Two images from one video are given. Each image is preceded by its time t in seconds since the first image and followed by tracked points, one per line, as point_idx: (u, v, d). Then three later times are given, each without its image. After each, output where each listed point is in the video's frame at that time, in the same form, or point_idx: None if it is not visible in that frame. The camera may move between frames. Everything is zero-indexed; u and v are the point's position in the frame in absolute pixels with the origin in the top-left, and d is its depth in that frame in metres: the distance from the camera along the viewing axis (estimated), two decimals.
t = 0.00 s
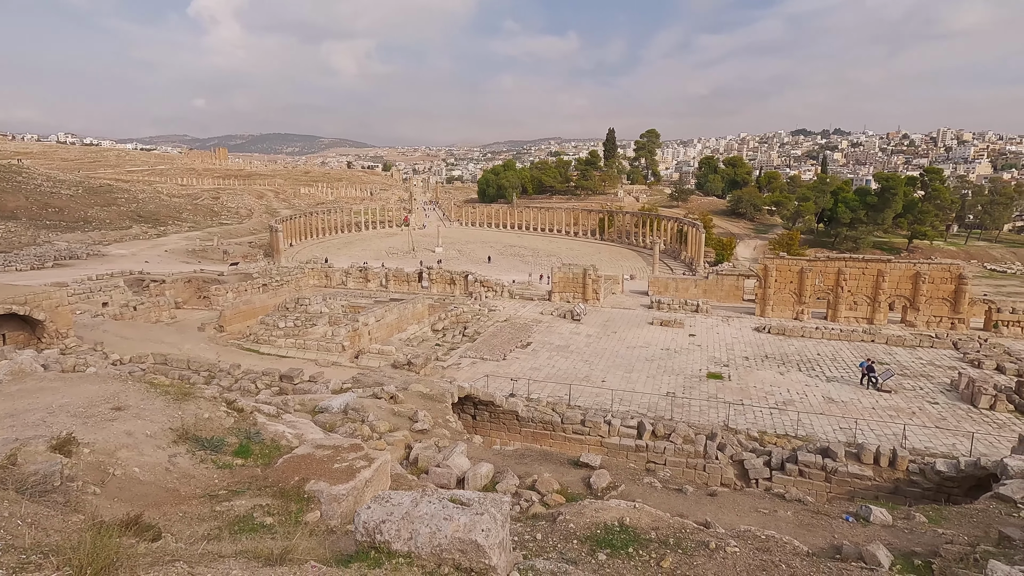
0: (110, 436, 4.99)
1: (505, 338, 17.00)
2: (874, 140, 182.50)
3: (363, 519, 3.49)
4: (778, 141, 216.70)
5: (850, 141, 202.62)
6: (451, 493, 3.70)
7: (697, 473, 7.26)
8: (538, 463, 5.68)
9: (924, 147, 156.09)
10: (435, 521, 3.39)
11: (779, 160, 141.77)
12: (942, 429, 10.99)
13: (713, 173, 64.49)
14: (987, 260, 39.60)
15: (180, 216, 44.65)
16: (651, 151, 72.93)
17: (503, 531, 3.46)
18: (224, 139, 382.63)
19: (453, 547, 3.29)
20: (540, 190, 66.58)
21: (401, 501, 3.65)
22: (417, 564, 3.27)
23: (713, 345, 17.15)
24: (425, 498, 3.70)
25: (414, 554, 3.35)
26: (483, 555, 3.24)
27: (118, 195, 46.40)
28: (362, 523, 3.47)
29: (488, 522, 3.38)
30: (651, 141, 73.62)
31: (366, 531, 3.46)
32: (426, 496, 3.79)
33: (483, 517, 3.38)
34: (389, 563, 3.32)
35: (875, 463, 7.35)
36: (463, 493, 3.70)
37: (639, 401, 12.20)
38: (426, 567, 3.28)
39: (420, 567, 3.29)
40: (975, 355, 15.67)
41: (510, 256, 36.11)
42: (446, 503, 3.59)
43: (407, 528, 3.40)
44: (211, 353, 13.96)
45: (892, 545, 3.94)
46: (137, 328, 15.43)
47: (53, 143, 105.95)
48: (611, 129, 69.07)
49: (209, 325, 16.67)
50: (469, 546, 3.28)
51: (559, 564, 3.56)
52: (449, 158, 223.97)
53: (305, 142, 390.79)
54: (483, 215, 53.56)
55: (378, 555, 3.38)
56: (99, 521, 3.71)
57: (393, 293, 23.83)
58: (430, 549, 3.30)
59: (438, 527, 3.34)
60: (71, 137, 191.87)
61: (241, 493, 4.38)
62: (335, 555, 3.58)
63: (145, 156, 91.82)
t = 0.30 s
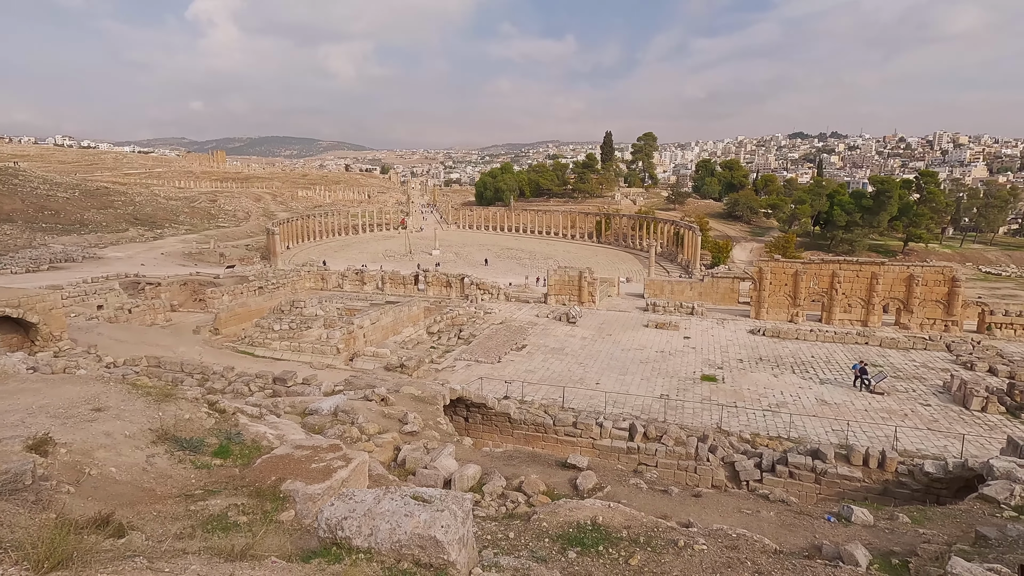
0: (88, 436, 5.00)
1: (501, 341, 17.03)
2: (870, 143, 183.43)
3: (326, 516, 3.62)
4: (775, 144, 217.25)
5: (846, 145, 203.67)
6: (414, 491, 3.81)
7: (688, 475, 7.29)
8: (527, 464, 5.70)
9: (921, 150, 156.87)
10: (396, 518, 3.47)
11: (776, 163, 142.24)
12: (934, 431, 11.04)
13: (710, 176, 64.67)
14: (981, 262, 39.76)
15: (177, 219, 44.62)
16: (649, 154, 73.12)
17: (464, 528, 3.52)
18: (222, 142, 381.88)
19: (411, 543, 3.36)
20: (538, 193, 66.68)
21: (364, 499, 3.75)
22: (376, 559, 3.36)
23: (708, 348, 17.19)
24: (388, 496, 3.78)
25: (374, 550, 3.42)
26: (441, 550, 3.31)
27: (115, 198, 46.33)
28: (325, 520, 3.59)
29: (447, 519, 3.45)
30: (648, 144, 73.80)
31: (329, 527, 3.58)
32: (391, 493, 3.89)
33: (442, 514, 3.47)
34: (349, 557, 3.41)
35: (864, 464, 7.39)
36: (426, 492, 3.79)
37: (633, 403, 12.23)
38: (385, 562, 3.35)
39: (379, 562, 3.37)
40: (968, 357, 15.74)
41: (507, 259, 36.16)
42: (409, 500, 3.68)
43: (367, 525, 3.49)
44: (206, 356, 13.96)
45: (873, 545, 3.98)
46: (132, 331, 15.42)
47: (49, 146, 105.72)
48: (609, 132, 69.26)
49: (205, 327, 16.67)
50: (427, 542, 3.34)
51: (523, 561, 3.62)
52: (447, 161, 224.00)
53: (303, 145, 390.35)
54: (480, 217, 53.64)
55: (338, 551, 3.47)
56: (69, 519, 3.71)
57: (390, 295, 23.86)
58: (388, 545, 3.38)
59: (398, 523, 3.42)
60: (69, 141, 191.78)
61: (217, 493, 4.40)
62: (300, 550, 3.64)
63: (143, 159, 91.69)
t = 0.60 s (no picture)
0: (68, 437, 5.00)
1: (497, 343, 17.06)
2: (869, 146, 183.67)
3: (290, 515, 3.60)
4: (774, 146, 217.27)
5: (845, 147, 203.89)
6: (380, 491, 3.80)
7: (680, 477, 7.30)
8: (516, 466, 5.71)
9: (919, 152, 157.29)
10: (359, 517, 3.47)
11: (775, 166, 142.49)
12: (928, 433, 11.05)
13: (708, 179, 64.85)
14: (979, 265, 39.82)
15: (175, 221, 44.63)
16: (647, 157, 73.25)
17: (427, 528, 3.52)
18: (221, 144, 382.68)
19: (374, 542, 3.36)
20: (536, 195, 66.75)
21: (329, 497, 3.73)
22: (338, 557, 3.36)
23: (704, 350, 17.21)
24: (354, 494, 3.77)
25: (337, 548, 3.42)
26: (403, 549, 3.31)
27: (113, 200, 46.35)
28: (289, 519, 3.57)
29: (410, 517, 3.46)
30: (646, 146, 73.79)
31: (292, 527, 3.56)
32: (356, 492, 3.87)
33: (405, 513, 3.47)
34: (312, 556, 3.41)
35: (855, 466, 7.40)
36: (392, 492, 3.77)
37: (627, 405, 12.24)
38: (348, 560, 3.36)
39: (342, 560, 3.37)
40: (963, 359, 15.75)
41: (505, 262, 36.18)
42: (373, 499, 3.66)
43: (330, 523, 3.48)
44: (201, 358, 13.95)
45: (857, 545, 4.01)
46: (128, 333, 15.42)
47: (49, 148, 105.90)
48: (607, 135, 69.39)
49: (201, 329, 16.69)
50: (389, 541, 3.34)
51: (491, 560, 3.65)
52: (446, 164, 224.33)
53: (302, 147, 391.07)
54: (479, 220, 53.70)
55: (301, 550, 3.46)
56: (42, 519, 3.71)
57: (387, 298, 23.87)
58: (351, 543, 3.38)
59: (361, 522, 3.42)
60: (68, 143, 191.10)
61: (194, 493, 4.39)
62: (266, 546, 3.64)
63: (142, 161, 91.69)
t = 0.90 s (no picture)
0: (48, 439, 5.00)
1: (491, 344, 17.09)
2: (863, 147, 184.62)
3: (260, 513, 3.68)
4: (769, 147, 218.66)
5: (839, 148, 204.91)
6: (349, 489, 3.85)
7: (671, 477, 7.32)
8: (504, 467, 5.73)
9: (914, 153, 158.08)
10: (327, 514, 3.51)
11: (770, 167, 142.98)
12: (918, 433, 11.12)
13: (703, 180, 65.01)
14: (972, 266, 40.06)
15: (170, 222, 44.50)
16: (643, 158, 73.41)
17: (396, 525, 3.55)
18: (217, 146, 381.94)
19: (341, 539, 3.41)
20: (532, 196, 66.80)
21: (299, 495, 3.78)
22: (305, 554, 3.41)
23: (697, 351, 17.27)
24: (326, 492, 3.81)
25: (304, 545, 3.47)
26: (370, 546, 3.34)
27: (107, 202, 46.17)
28: (259, 517, 3.64)
29: (377, 515, 3.48)
30: (642, 148, 73.88)
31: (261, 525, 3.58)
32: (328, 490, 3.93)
33: (373, 511, 3.50)
34: (280, 553, 3.46)
35: (844, 465, 7.43)
36: (360, 490, 3.80)
37: (620, 405, 12.29)
38: (314, 557, 3.40)
39: (310, 557, 3.42)
40: (954, 359, 15.85)
41: (500, 263, 36.17)
42: (344, 497, 3.71)
43: (299, 521, 3.53)
44: (194, 360, 13.92)
45: (837, 543, 4.07)
46: (121, 335, 15.38)
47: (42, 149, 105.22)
48: (603, 136, 69.50)
49: (195, 331, 16.65)
50: (356, 537, 3.38)
51: (461, 557, 3.69)
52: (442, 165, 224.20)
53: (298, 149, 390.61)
54: (474, 221, 53.72)
55: (268, 548, 3.49)
56: (18, 520, 3.72)
57: (382, 299, 23.87)
58: (319, 540, 3.43)
59: (328, 519, 3.47)
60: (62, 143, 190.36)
61: (173, 493, 4.39)
62: (237, 543, 3.67)
63: (136, 162, 91.21)
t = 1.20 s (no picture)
0: (28, 440, 5.00)
1: (484, 346, 17.11)
2: (856, 150, 185.81)
3: (229, 512, 3.65)
4: (763, 149, 219.42)
5: (833, 151, 205.96)
6: (317, 488, 3.83)
7: (659, 478, 7.38)
8: (491, 468, 5.77)
9: (906, 156, 159.29)
10: (295, 512, 3.51)
11: (764, 169, 143.70)
12: (906, 433, 11.21)
13: (698, 182, 65.29)
14: (963, 267, 40.38)
15: (163, 224, 44.35)
16: (637, 160, 73.67)
17: (362, 523, 3.55)
18: (211, 147, 380.60)
19: (308, 537, 3.41)
20: (527, 198, 66.89)
21: (268, 494, 3.76)
22: (272, 552, 3.40)
23: (689, 352, 17.36)
24: (295, 491, 3.80)
25: (272, 543, 3.47)
26: (337, 544, 3.36)
27: (100, 204, 45.95)
28: (228, 515, 3.61)
29: (343, 513, 3.49)
30: (637, 150, 74.16)
31: (229, 523, 3.60)
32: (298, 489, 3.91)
33: (339, 508, 3.51)
34: (248, 551, 3.45)
35: (830, 466, 7.49)
36: (330, 488, 3.80)
37: (612, 407, 12.35)
38: (282, 555, 3.40)
39: (277, 555, 3.42)
40: (943, 360, 15.99)
41: (495, 265, 36.21)
42: (312, 495, 3.70)
43: (267, 519, 3.52)
44: (186, 362, 13.88)
45: (816, 542, 4.13)
46: (112, 338, 15.33)
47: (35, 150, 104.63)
48: (598, 138, 69.74)
49: (187, 334, 16.60)
50: (323, 535, 3.39)
51: (433, 555, 3.73)
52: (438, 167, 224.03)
53: (293, 151, 389.89)
54: (469, 223, 53.76)
55: (236, 546, 3.50)
56: None
57: (375, 301, 23.87)
58: (286, 538, 3.42)
59: (296, 518, 3.46)
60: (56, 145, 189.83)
61: (152, 494, 4.40)
62: (206, 542, 3.66)
63: (130, 164, 90.81)
